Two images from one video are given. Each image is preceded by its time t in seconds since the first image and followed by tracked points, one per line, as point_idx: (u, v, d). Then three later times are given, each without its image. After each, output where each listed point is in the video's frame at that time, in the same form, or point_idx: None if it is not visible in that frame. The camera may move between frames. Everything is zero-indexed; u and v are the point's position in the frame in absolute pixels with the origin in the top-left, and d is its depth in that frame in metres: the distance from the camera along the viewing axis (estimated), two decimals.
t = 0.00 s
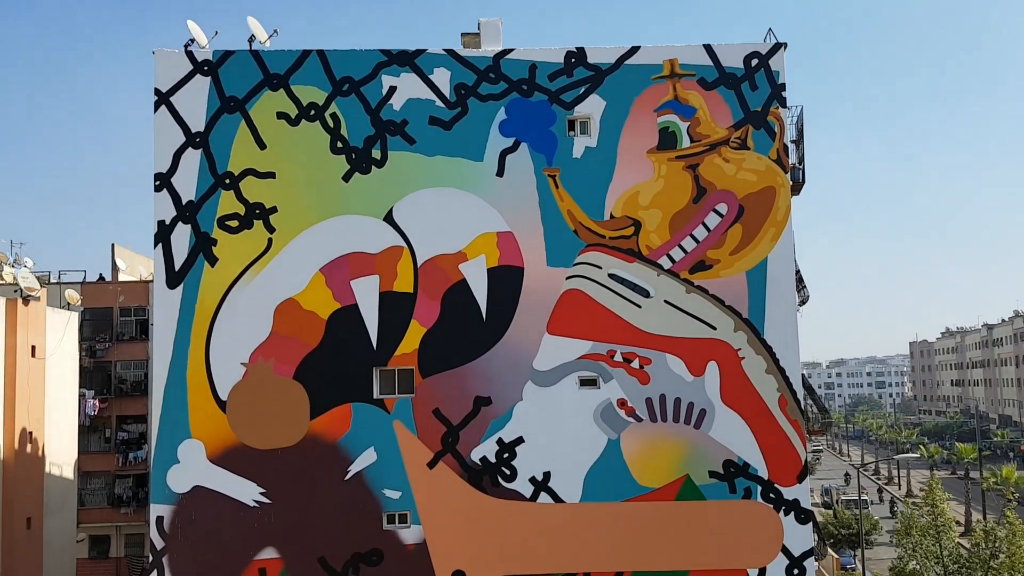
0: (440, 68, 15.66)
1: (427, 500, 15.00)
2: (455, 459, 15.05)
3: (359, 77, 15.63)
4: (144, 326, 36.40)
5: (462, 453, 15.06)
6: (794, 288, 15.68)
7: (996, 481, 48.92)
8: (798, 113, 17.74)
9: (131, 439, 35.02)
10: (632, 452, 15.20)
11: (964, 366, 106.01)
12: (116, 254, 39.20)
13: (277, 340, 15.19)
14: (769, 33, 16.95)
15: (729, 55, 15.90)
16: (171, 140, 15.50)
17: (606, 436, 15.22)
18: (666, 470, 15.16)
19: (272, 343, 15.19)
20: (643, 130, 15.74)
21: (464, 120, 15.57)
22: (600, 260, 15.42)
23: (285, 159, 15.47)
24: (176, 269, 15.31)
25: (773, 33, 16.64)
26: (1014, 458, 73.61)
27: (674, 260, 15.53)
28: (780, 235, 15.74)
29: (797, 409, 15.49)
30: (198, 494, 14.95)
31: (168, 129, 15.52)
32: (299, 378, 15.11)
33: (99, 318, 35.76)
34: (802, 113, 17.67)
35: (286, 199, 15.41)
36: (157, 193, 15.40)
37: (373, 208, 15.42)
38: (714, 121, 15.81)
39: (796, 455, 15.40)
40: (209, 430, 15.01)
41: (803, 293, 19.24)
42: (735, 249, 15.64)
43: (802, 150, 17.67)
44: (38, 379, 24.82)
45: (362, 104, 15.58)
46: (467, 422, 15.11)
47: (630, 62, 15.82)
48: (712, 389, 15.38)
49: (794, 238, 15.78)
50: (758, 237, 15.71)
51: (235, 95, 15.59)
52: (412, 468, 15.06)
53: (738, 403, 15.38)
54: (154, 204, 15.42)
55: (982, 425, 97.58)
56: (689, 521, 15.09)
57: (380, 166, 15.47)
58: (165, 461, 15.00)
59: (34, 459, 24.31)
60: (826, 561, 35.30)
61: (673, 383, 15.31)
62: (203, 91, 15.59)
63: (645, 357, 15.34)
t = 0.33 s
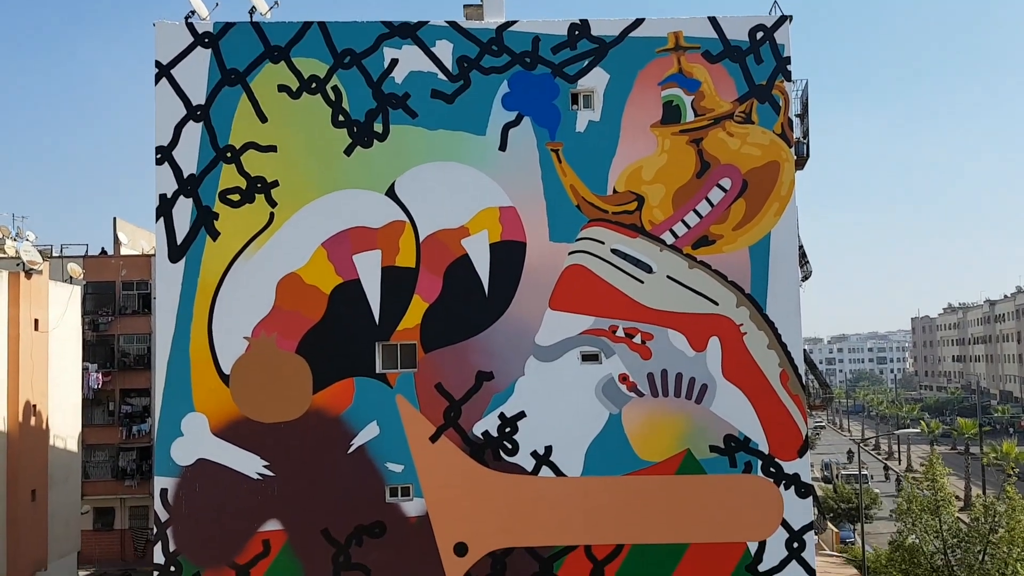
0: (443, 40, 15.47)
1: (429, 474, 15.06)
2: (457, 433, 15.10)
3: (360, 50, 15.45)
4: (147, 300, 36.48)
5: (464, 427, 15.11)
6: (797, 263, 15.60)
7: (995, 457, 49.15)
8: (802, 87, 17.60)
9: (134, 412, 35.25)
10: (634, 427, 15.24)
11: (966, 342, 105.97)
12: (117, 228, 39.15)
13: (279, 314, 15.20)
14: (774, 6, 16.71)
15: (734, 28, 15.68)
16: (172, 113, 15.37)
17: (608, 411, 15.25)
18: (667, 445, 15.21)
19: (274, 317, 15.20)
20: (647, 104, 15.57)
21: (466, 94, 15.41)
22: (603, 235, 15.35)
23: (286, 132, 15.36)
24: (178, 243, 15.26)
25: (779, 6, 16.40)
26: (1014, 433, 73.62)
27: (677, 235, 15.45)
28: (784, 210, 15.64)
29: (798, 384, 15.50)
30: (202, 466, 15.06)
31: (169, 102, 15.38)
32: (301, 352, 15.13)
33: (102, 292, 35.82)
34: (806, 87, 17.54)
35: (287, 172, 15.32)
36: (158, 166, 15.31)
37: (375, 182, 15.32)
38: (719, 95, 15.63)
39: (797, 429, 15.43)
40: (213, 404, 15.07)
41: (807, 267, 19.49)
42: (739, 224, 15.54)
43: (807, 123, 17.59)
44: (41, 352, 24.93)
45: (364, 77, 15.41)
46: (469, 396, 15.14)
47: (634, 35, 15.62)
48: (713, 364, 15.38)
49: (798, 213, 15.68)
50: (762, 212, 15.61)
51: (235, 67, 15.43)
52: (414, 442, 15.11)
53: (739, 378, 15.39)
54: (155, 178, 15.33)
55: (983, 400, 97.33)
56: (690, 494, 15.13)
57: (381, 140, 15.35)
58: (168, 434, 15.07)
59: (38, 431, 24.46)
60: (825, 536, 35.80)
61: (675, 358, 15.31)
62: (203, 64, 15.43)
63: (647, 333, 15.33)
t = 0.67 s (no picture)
0: (445, 16, 15.30)
1: (433, 451, 15.12)
2: (460, 411, 15.13)
3: (362, 25, 15.28)
4: (150, 278, 36.51)
5: (466, 405, 15.15)
6: (801, 241, 15.51)
7: (997, 435, 49.16)
8: (807, 63, 17.51)
9: (138, 389, 35.43)
10: (636, 405, 15.26)
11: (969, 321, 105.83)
12: (120, 206, 39.05)
13: (282, 292, 15.19)
14: None
15: (740, 3, 15.48)
16: (173, 89, 15.25)
17: (610, 389, 15.27)
18: (668, 423, 15.23)
19: (277, 294, 15.19)
20: (651, 80, 15.41)
21: (469, 70, 15.25)
22: (607, 213, 15.26)
23: (288, 109, 15.24)
24: (180, 220, 15.21)
25: None
26: (1016, 412, 73.64)
27: (681, 213, 15.36)
28: (788, 188, 15.52)
29: (800, 362, 15.46)
30: (207, 443, 15.14)
31: (170, 78, 15.26)
32: (303, 330, 15.13)
33: (105, 270, 35.83)
34: (811, 63, 17.47)
35: (289, 150, 15.23)
36: (160, 143, 15.22)
37: (378, 160, 15.24)
38: (724, 71, 15.45)
39: (799, 408, 15.44)
40: (216, 381, 15.11)
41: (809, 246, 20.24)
42: (743, 202, 15.43)
43: (812, 100, 17.71)
44: (44, 329, 24.99)
45: (366, 52, 15.26)
46: (471, 374, 15.16)
47: (639, 10, 15.42)
48: (716, 342, 15.36)
49: (803, 190, 15.56)
50: (766, 190, 15.50)
51: (236, 43, 15.28)
52: (417, 420, 15.16)
53: (742, 357, 15.37)
54: (156, 154, 15.25)
55: (985, 378, 96.37)
56: (692, 472, 15.19)
57: (384, 117, 15.23)
58: (173, 410, 15.13)
59: (42, 408, 24.56)
60: (824, 514, 35.99)
61: (677, 336, 15.29)
62: (204, 40, 15.28)
63: (649, 311, 15.30)
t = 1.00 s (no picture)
0: None
1: (437, 431, 15.17)
2: (464, 390, 15.16)
3: (365, 2, 15.14)
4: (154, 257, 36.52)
5: (470, 384, 15.17)
6: (807, 220, 15.37)
7: (1001, 415, 49.08)
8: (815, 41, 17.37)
9: (143, 368, 35.60)
10: (640, 385, 15.26)
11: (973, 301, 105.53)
12: (123, 185, 38.97)
13: (286, 272, 15.18)
14: None
15: None
16: (176, 67, 15.18)
17: (614, 368, 15.26)
18: (672, 402, 15.24)
19: (281, 274, 15.18)
20: (656, 58, 15.24)
21: (473, 47, 15.10)
22: (611, 193, 15.17)
23: (291, 88, 15.15)
24: (184, 199, 15.19)
25: None
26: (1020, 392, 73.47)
27: (686, 193, 15.27)
28: (794, 166, 15.36)
29: (805, 342, 15.37)
30: (212, 421, 15.23)
31: (173, 57, 15.17)
32: (307, 310, 15.14)
33: (110, 249, 35.86)
34: (818, 41, 17.35)
35: (293, 128, 15.16)
36: (163, 122, 15.16)
37: (381, 139, 15.15)
38: (730, 49, 15.27)
39: (803, 388, 15.36)
40: (221, 360, 15.16)
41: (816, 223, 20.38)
42: (748, 181, 15.31)
43: (818, 78, 17.65)
44: (49, 308, 25.06)
45: (369, 30, 15.13)
46: (475, 354, 15.16)
47: None
48: (720, 322, 15.31)
49: (809, 169, 15.37)
50: (772, 169, 15.35)
51: (239, 20, 15.18)
52: (421, 399, 15.20)
53: (746, 337, 15.32)
54: (159, 133, 15.19)
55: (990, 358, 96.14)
56: (696, 451, 15.21)
57: (387, 95, 15.11)
58: (178, 389, 15.22)
59: (48, 387, 24.69)
60: (827, 494, 36.14)
61: (681, 316, 15.25)
62: (208, 17, 15.19)
63: (654, 292, 15.25)
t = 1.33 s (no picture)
0: None
1: (438, 407, 15.22)
2: (464, 367, 15.19)
3: None
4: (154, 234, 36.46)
5: (471, 361, 15.20)
6: (808, 196, 15.27)
7: (1000, 390, 49.20)
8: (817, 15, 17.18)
9: (144, 345, 35.73)
10: (640, 361, 15.28)
11: (973, 277, 105.40)
12: (122, 161, 38.79)
13: (285, 249, 15.14)
14: None
15: None
16: (175, 43, 15.08)
17: (614, 345, 15.27)
18: (672, 378, 15.27)
19: (281, 251, 15.15)
20: (658, 32, 15.06)
21: (473, 22, 14.92)
22: (612, 168, 15.07)
23: (289, 63, 15.00)
24: (183, 175, 15.14)
25: None
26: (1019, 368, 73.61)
27: (687, 169, 15.18)
28: (796, 142, 15.22)
29: (805, 318, 15.33)
30: (213, 397, 15.29)
31: (171, 32, 15.07)
32: (308, 287, 15.12)
33: (109, 226, 35.81)
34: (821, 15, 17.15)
35: (291, 104, 15.03)
36: (161, 97, 15.09)
37: (381, 114, 15.03)
38: (732, 23, 15.07)
39: (802, 364, 15.35)
40: (222, 337, 15.18)
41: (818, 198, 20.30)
42: (749, 157, 15.20)
43: (820, 52, 17.48)
44: (49, 285, 25.08)
45: (368, 4, 14.97)
46: (476, 331, 15.17)
47: None
48: (721, 298, 15.28)
49: (811, 145, 15.23)
50: (773, 145, 15.23)
51: None
52: (422, 376, 15.23)
53: (747, 313, 15.29)
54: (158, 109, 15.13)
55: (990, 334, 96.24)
56: (695, 427, 15.28)
57: (387, 71, 14.98)
58: (179, 365, 15.26)
59: (50, 363, 24.78)
60: (825, 469, 36.37)
61: (682, 293, 15.23)
62: None
63: (654, 268, 15.22)
